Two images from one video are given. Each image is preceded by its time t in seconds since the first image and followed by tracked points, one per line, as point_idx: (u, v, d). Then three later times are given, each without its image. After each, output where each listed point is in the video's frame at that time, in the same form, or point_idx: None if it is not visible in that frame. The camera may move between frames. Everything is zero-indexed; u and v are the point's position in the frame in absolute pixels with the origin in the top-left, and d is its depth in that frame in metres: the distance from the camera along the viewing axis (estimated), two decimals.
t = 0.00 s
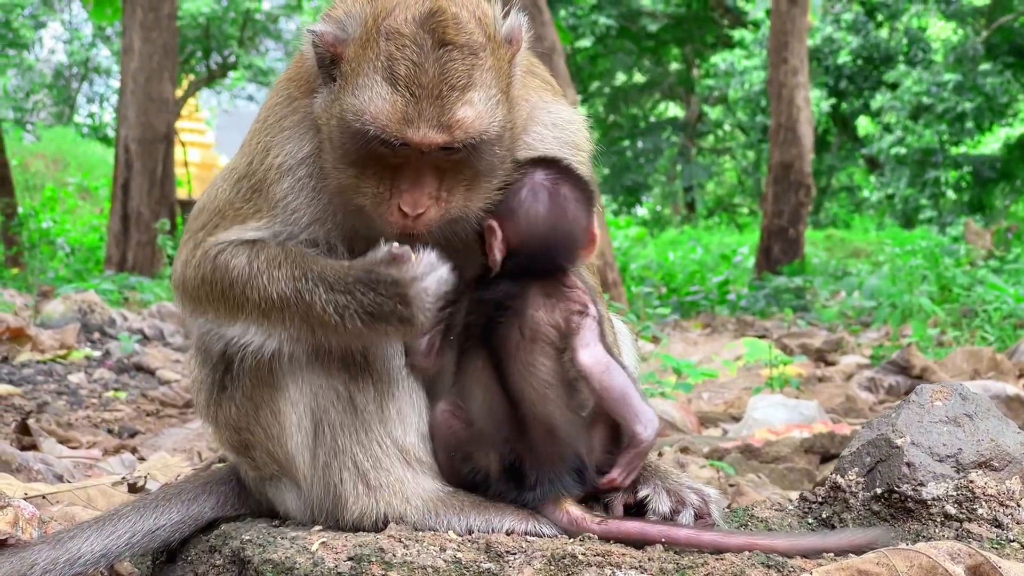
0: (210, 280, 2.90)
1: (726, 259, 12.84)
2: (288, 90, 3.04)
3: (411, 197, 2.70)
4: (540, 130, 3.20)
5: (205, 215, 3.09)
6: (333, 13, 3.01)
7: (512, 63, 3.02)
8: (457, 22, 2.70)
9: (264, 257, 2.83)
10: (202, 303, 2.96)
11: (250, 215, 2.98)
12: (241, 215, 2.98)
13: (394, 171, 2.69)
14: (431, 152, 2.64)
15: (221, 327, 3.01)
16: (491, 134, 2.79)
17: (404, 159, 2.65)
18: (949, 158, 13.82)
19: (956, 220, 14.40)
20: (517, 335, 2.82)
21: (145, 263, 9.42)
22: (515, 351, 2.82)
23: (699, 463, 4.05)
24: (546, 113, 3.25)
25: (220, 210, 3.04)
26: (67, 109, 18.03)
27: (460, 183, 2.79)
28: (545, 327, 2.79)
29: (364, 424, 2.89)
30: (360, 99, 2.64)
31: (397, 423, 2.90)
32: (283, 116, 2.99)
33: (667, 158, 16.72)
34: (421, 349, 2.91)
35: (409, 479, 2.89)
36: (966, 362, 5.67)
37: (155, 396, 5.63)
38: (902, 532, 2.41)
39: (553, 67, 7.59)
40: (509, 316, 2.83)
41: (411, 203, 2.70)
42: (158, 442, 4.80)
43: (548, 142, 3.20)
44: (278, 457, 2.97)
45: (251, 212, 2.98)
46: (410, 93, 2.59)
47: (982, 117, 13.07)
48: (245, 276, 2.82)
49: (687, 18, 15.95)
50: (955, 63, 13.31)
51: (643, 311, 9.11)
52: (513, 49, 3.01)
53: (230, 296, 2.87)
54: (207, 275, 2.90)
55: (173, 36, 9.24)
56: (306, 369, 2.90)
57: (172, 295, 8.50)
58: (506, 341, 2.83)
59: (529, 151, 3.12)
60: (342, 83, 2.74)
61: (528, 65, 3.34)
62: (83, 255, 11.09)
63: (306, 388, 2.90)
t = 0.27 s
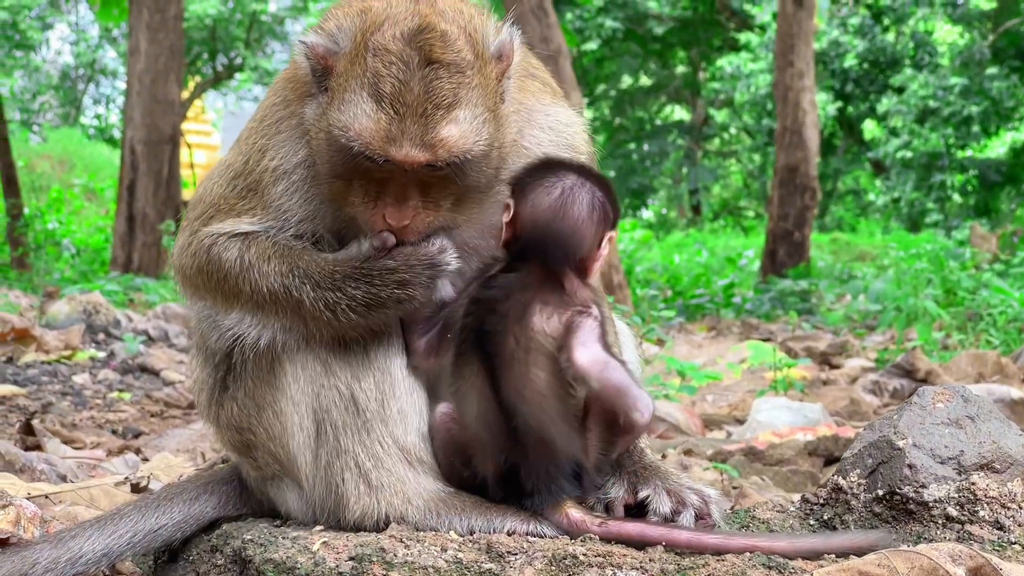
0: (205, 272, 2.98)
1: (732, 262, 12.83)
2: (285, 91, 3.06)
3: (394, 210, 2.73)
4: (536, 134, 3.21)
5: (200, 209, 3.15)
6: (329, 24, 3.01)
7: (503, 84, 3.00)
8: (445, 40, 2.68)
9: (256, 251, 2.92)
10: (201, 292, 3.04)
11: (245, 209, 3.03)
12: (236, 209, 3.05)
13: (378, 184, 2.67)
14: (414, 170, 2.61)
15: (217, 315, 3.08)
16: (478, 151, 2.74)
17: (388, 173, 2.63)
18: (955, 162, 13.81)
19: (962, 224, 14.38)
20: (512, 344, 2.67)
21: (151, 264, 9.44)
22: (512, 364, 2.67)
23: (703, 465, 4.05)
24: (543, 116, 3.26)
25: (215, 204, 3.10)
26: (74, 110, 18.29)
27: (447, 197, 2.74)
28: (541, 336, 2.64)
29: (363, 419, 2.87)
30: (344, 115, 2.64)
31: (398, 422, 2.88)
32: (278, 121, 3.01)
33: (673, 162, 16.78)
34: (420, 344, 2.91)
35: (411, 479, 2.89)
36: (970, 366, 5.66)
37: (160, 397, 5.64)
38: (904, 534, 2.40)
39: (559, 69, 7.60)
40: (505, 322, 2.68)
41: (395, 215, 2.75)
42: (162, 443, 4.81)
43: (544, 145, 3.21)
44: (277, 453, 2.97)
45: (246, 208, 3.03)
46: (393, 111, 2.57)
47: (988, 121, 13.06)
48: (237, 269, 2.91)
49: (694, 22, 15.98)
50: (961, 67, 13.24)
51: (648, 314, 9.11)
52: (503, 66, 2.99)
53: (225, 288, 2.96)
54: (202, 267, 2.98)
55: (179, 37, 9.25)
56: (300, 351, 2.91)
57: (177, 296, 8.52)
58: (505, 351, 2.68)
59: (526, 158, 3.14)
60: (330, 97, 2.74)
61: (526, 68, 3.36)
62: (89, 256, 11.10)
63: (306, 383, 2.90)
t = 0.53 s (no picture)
0: (203, 275, 2.98)
1: (738, 265, 12.81)
2: (282, 96, 3.04)
3: (390, 223, 2.67)
4: (538, 136, 3.20)
5: (201, 209, 3.15)
6: (322, 33, 2.95)
7: (493, 92, 2.93)
8: (429, 52, 2.59)
9: (251, 260, 2.92)
10: (202, 294, 3.06)
11: (246, 212, 3.04)
12: (237, 212, 3.05)
13: (375, 197, 2.63)
14: (408, 185, 2.56)
15: (221, 317, 3.09)
16: (469, 160, 2.67)
17: (382, 188, 2.58)
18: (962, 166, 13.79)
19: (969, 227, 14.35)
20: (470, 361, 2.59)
21: (157, 265, 9.47)
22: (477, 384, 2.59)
23: (706, 467, 4.05)
24: (546, 118, 3.26)
25: (216, 206, 3.10)
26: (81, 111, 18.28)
27: (444, 208, 2.68)
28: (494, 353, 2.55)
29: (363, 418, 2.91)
30: (334, 133, 2.58)
31: (398, 422, 2.90)
32: (276, 126, 2.99)
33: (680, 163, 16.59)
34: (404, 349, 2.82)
35: (411, 480, 2.89)
36: (976, 369, 5.66)
37: (165, 398, 5.66)
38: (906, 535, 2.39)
39: (567, 72, 7.62)
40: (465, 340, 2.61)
41: (393, 230, 2.68)
42: (166, 443, 4.82)
43: (546, 147, 3.21)
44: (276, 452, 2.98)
45: (246, 211, 3.04)
46: (380, 127, 2.50)
47: (995, 124, 13.03)
48: (235, 276, 2.92)
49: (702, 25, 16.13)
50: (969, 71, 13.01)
51: (654, 317, 9.10)
52: (492, 74, 2.91)
53: (223, 292, 2.97)
54: (200, 270, 2.98)
55: (186, 39, 9.26)
56: (300, 353, 2.93)
57: (183, 297, 8.54)
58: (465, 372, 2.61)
59: (528, 162, 3.14)
60: (320, 113, 2.69)
61: (526, 69, 3.36)
62: (96, 258, 11.12)
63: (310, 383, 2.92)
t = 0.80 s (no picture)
0: (204, 267, 2.99)
1: (744, 267, 12.80)
2: (281, 92, 3.05)
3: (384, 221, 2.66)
4: (536, 136, 3.20)
5: (202, 206, 3.17)
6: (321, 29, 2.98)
7: (488, 92, 2.93)
8: (420, 49, 2.61)
9: (249, 254, 2.92)
10: (204, 287, 3.07)
11: (246, 208, 3.04)
12: (238, 208, 3.05)
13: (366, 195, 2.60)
14: (399, 180, 2.55)
15: (223, 312, 3.10)
16: (462, 157, 2.66)
17: (373, 184, 2.56)
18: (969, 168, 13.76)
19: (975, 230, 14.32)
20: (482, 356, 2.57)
21: (164, 266, 9.49)
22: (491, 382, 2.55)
23: (710, 468, 4.04)
24: (545, 117, 3.26)
25: (217, 202, 3.12)
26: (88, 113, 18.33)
27: (437, 205, 2.65)
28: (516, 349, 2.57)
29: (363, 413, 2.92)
30: (326, 130, 2.58)
31: (398, 423, 2.93)
32: (273, 123, 3.00)
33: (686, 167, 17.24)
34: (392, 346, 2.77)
35: (412, 479, 2.91)
36: (981, 371, 5.65)
37: (170, 398, 5.66)
38: (907, 535, 2.38)
39: (574, 73, 7.63)
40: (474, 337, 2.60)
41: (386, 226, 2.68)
42: (170, 443, 4.83)
43: (545, 147, 3.20)
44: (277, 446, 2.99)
45: (247, 206, 3.04)
46: (372, 122, 2.51)
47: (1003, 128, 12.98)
48: (232, 270, 2.92)
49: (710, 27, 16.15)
50: (976, 74, 13.22)
51: (660, 319, 9.10)
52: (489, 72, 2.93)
53: (224, 285, 2.97)
54: (202, 262, 2.99)
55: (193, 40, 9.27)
56: (300, 346, 2.93)
57: (189, 298, 8.55)
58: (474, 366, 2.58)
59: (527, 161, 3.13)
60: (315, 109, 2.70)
61: (524, 69, 3.36)
62: (102, 259, 11.14)
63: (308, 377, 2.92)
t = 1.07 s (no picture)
0: (198, 272, 2.95)
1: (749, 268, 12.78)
2: (280, 87, 3.02)
3: (376, 209, 2.64)
4: (531, 133, 3.20)
5: (202, 207, 3.14)
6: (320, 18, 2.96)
7: (486, 86, 2.93)
8: (421, 37, 2.59)
9: (241, 260, 2.88)
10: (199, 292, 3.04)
11: (243, 208, 3.02)
12: (236, 208, 3.02)
13: (359, 182, 2.65)
14: (394, 161, 2.56)
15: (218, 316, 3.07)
16: (458, 147, 2.67)
17: (367, 169, 2.60)
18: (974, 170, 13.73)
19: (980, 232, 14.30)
20: (535, 328, 2.85)
21: (167, 267, 9.49)
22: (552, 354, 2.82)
23: (710, 469, 4.04)
24: (542, 114, 3.27)
25: (215, 202, 3.08)
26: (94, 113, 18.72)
27: (429, 198, 2.73)
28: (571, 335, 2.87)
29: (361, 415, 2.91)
30: (323, 112, 2.58)
31: (396, 420, 2.91)
32: (272, 117, 2.97)
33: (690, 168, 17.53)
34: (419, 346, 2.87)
35: (409, 476, 2.91)
36: (984, 372, 5.65)
37: (172, 398, 5.66)
38: (901, 534, 2.38)
39: (580, 74, 7.64)
40: (521, 319, 2.87)
41: (376, 216, 2.64)
42: (172, 443, 4.83)
43: (543, 143, 3.22)
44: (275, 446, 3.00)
45: (245, 206, 3.01)
46: (369, 106, 2.51)
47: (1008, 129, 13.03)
48: (225, 279, 2.88)
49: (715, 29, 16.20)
50: (982, 75, 13.24)
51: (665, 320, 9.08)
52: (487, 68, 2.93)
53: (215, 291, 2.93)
54: (197, 267, 2.95)
55: (198, 41, 9.24)
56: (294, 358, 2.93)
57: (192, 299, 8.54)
58: (526, 338, 2.86)
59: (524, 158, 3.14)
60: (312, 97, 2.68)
61: (521, 66, 3.36)
62: (106, 259, 11.13)
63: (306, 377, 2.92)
